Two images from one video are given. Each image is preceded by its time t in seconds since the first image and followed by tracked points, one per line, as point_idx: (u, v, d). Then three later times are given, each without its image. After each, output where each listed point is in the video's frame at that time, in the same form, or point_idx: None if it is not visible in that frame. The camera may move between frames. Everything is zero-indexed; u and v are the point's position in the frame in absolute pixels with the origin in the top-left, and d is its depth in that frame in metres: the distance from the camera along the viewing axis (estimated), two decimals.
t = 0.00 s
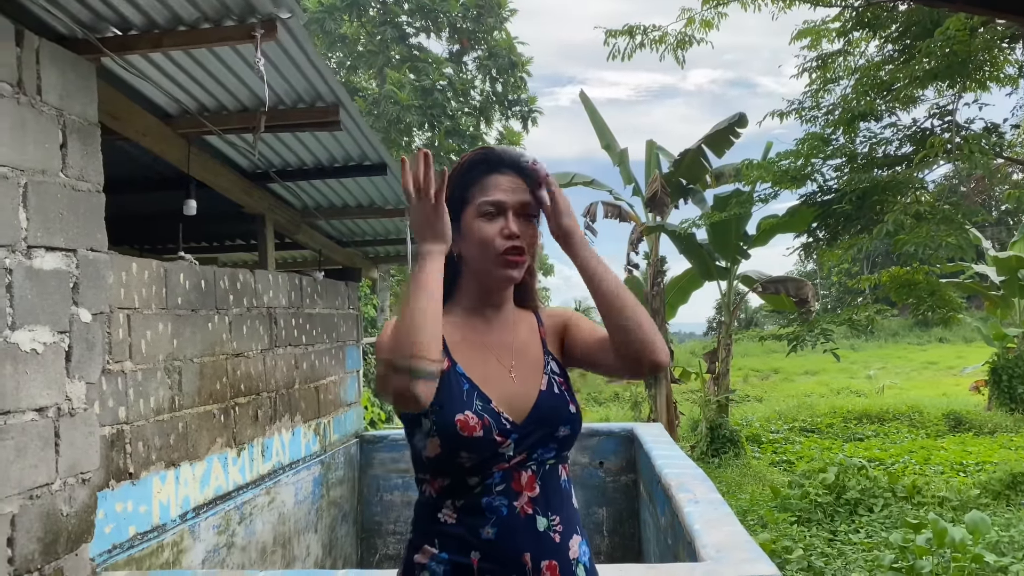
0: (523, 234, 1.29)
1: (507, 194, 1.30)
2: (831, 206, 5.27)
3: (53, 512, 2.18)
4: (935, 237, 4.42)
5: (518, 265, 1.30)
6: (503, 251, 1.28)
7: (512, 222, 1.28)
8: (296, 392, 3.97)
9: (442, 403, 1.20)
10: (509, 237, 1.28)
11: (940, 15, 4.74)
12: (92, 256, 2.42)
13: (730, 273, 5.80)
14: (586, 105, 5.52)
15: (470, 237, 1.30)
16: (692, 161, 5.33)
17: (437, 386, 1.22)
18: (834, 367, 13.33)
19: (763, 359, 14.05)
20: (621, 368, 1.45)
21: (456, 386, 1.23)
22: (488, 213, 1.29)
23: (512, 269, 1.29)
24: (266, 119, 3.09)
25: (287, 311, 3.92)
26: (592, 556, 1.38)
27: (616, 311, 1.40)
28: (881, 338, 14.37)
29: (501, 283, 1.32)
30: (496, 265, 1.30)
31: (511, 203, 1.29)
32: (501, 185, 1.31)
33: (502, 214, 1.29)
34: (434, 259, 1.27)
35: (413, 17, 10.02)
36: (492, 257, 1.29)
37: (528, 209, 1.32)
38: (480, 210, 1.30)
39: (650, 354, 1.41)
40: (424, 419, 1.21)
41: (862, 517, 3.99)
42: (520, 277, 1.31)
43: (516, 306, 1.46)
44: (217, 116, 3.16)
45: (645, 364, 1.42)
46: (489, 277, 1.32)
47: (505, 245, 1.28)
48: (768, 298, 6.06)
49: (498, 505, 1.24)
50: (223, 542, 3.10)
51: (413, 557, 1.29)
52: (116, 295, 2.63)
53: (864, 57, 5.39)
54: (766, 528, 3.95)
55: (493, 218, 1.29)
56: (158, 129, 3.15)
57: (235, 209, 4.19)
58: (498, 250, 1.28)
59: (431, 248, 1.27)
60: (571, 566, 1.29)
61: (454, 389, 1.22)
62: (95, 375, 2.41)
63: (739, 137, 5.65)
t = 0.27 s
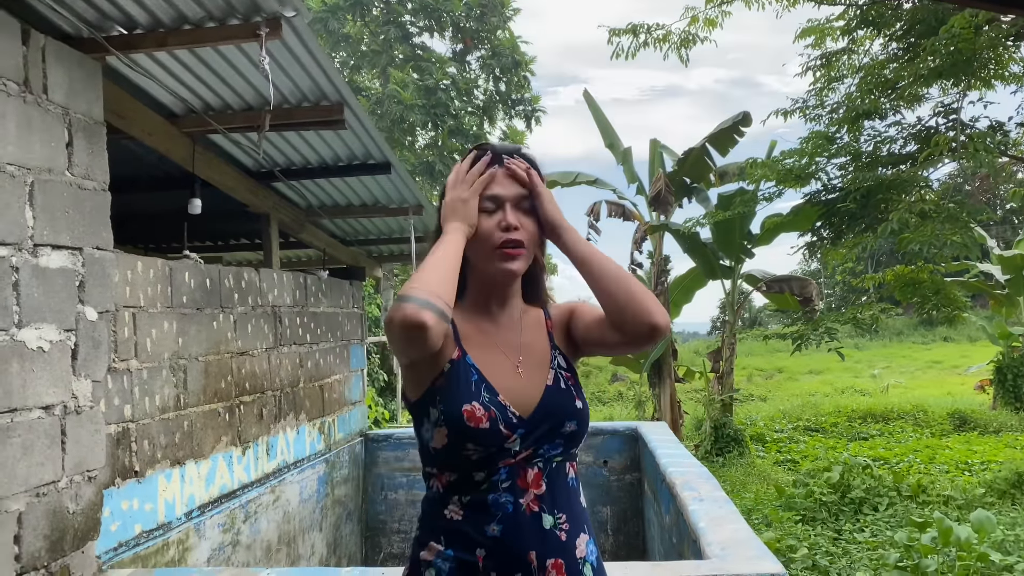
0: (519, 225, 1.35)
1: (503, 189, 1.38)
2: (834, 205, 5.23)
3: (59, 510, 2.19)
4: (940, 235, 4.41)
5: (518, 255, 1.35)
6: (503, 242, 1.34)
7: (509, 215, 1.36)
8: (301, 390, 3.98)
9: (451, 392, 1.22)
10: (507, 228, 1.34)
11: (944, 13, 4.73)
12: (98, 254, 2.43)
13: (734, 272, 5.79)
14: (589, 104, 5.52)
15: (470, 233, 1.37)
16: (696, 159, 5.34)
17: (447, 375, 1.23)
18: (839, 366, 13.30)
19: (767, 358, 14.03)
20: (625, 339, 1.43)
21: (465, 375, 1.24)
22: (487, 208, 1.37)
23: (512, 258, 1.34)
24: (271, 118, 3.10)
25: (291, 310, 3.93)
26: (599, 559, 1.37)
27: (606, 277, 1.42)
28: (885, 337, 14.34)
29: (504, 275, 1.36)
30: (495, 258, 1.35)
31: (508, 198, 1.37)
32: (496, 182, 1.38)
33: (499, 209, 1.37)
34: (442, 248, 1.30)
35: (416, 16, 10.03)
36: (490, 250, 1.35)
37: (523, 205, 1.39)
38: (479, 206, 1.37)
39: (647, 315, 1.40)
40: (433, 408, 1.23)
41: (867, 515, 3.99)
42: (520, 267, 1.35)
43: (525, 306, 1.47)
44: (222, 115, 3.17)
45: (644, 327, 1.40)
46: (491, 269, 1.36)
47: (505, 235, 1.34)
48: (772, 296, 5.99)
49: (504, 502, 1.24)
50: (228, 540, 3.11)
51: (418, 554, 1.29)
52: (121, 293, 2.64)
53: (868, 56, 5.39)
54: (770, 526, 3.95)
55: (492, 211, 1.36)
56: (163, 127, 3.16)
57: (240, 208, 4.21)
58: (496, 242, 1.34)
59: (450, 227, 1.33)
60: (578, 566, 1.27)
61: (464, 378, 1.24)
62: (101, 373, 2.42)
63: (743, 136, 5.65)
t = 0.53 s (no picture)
0: (523, 222, 1.36)
1: (507, 188, 1.38)
2: (838, 204, 5.27)
3: (65, 509, 2.19)
4: (943, 235, 4.40)
5: (522, 253, 1.35)
6: (507, 240, 1.34)
7: (513, 213, 1.36)
8: (305, 390, 3.98)
9: (456, 390, 1.22)
10: (511, 226, 1.35)
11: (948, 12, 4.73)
12: (103, 254, 2.44)
13: (736, 272, 5.79)
14: (592, 104, 5.52)
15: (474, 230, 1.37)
16: (699, 159, 5.33)
17: (453, 374, 1.24)
18: (841, 366, 13.29)
19: (770, 358, 14.02)
20: (626, 336, 1.43)
21: (470, 374, 1.25)
22: (490, 206, 1.38)
23: (516, 255, 1.34)
24: (274, 118, 3.11)
25: (295, 310, 3.94)
26: (606, 558, 1.37)
27: (605, 274, 1.43)
28: (888, 337, 14.32)
29: (508, 274, 1.36)
30: (499, 255, 1.35)
31: (511, 196, 1.38)
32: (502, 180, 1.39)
33: (503, 207, 1.37)
34: (445, 246, 1.30)
35: (419, 17, 10.04)
36: (494, 247, 1.36)
37: (527, 203, 1.40)
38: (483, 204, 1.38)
39: (647, 311, 1.40)
40: (438, 408, 1.23)
41: (871, 515, 3.98)
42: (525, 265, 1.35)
43: (531, 307, 1.47)
44: (225, 115, 3.18)
45: (644, 323, 1.41)
46: (496, 268, 1.36)
47: (508, 233, 1.35)
48: (775, 296, 6.03)
49: (509, 502, 1.25)
50: (233, 540, 3.12)
51: (424, 554, 1.30)
52: (126, 293, 2.65)
53: (871, 55, 5.38)
54: (774, 526, 3.97)
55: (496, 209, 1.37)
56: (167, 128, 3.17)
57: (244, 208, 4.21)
58: (500, 239, 1.35)
59: (454, 225, 1.34)
60: (584, 566, 1.28)
61: (469, 377, 1.24)
62: (105, 374, 2.42)
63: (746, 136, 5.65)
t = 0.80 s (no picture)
0: (525, 224, 1.36)
1: (510, 189, 1.39)
2: (840, 204, 5.29)
3: (67, 510, 2.20)
4: (944, 235, 4.40)
5: (524, 253, 1.36)
6: (509, 240, 1.35)
7: (515, 214, 1.37)
8: (306, 391, 3.99)
9: (458, 391, 1.22)
10: (513, 227, 1.36)
11: (948, 13, 4.73)
12: (105, 256, 2.45)
13: (738, 272, 5.79)
14: (593, 105, 5.53)
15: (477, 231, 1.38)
16: (700, 159, 5.32)
17: (454, 375, 1.24)
18: (843, 366, 13.28)
19: (771, 358, 14.02)
20: (627, 339, 1.43)
21: (472, 375, 1.25)
22: (493, 206, 1.38)
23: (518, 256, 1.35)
24: (276, 119, 3.11)
25: (297, 311, 3.94)
26: (608, 558, 1.37)
27: (607, 277, 1.43)
28: (890, 337, 14.31)
29: (510, 274, 1.36)
30: (501, 256, 1.36)
31: (514, 197, 1.38)
32: (505, 181, 1.39)
33: (505, 208, 1.38)
34: (447, 248, 1.31)
35: (420, 18, 10.04)
36: (497, 247, 1.36)
37: (530, 205, 1.40)
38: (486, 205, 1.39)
39: (648, 315, 1.41)
40: (440, 409, 1.23)
41: (872, 515, 3.98)
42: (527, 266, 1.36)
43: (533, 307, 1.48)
44: (227, 116, 3.18)
45: (646, 327, 1.41)
46: (498, 268, 1.37)
47: (510, 234, 1.35)
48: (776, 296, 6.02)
49: (511, 503, 1.25)
50: (235, 541, 3.13)
51: (427, 555, 1.30)
52: (128, 295, 2.65)
53: (872, 56, 5.38)
54: (776, 527, 3.97)
55: (498, 211, 1.38)
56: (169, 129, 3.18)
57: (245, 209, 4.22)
58: (502, 240, 1.35)
59: (456, 227, 1.35)
60: (587, 566, 1.28)
61: (470, 378, 1.24)
62: (108, 375, 2.43)
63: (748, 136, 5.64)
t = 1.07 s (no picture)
0: (526, 223, 1.36)
1: (511, 188, 1.39)
2: (840, 205, 5.29)
3: (67, 511, 2.20)
4: (944, 236, 4.40)
5: (525, 254, 1.36)
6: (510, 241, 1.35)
7: (516, 213, 1.37)
8: (306, 392, 3.99)
9: (457, 394, 1.22)
10: (514, 227, 1.35)
11: (948, 13, 4.72)
12: (105, 258, 2.45)
13: (738, 273, 5.79)
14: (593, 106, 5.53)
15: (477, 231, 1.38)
16: (700, 160, 5.32)
17: (453, 377, 1.25)
18: (843, 366, 13.28)
19: (772, 359, 14.02)
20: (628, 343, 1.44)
21: (472, 378, 1.25)
22: (494, 206, 1.38)
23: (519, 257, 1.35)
24: (276, 121, 3.11)
25: (297, 312, 3.94)
26: (606, 560, 1.37)
27: (608, 284, 1.43)
28: (890, 338, 14.29)
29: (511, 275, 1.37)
30: (502, 256, 1.36)
31: (515, 197, 1.38)
32: (506, 181, 1.39)
33: (506, 207, 1.38)
34: (447, 252, 1.31)
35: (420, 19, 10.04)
36: (497, 247, 1.36)
37: (530, 204, 1.40)
38: (486, 205, 1.38)
39: (648, 322, 1.41)
40: (440, 411, 1.23)
41: (872, 516, 3.98)
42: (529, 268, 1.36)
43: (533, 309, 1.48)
44: (227, 118, 3.19)
45: (645, 333, 1.41)
46: (498, 270, 1.37)
47: (511, 235, 1.35)
48: (776, 297, 6.02)
49: (511, 505, 1.25)
50: (234, 542, 3.13)
51: (426, 557, 1.30)
52: (128, 296, 2.66)
53: (872, 56, 5.38)
54: (775, 527, 3.96)
55: (499, 212, 1.38)
56: (169, 131, 3.18)
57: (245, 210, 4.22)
58: (503, 240, 1.35)
59: (455, 231, 1.35)
60: (585, 567, 1.28)
61: (470, 381, 1.24)
62: (108, 376, 2.44)
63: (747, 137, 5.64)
